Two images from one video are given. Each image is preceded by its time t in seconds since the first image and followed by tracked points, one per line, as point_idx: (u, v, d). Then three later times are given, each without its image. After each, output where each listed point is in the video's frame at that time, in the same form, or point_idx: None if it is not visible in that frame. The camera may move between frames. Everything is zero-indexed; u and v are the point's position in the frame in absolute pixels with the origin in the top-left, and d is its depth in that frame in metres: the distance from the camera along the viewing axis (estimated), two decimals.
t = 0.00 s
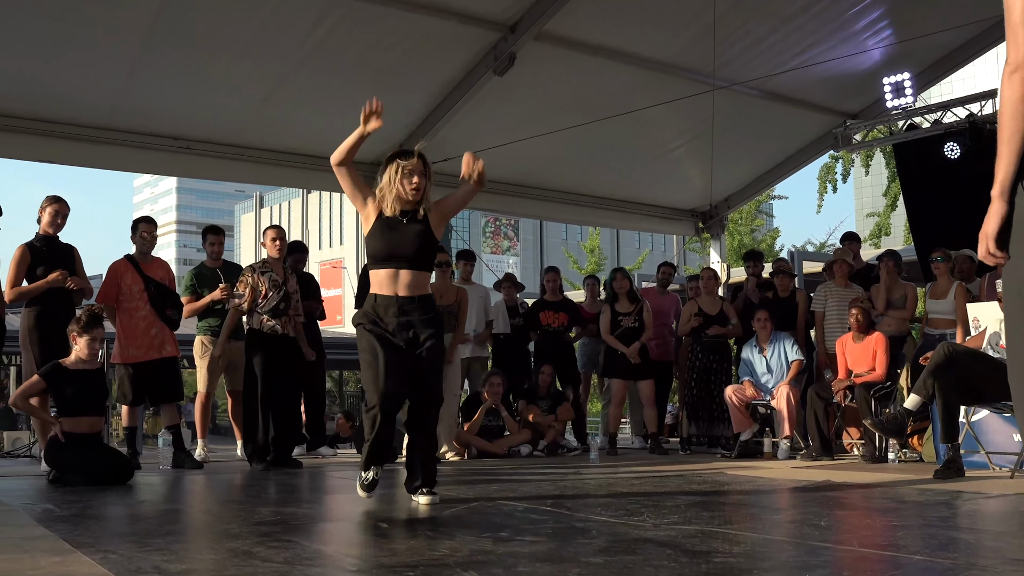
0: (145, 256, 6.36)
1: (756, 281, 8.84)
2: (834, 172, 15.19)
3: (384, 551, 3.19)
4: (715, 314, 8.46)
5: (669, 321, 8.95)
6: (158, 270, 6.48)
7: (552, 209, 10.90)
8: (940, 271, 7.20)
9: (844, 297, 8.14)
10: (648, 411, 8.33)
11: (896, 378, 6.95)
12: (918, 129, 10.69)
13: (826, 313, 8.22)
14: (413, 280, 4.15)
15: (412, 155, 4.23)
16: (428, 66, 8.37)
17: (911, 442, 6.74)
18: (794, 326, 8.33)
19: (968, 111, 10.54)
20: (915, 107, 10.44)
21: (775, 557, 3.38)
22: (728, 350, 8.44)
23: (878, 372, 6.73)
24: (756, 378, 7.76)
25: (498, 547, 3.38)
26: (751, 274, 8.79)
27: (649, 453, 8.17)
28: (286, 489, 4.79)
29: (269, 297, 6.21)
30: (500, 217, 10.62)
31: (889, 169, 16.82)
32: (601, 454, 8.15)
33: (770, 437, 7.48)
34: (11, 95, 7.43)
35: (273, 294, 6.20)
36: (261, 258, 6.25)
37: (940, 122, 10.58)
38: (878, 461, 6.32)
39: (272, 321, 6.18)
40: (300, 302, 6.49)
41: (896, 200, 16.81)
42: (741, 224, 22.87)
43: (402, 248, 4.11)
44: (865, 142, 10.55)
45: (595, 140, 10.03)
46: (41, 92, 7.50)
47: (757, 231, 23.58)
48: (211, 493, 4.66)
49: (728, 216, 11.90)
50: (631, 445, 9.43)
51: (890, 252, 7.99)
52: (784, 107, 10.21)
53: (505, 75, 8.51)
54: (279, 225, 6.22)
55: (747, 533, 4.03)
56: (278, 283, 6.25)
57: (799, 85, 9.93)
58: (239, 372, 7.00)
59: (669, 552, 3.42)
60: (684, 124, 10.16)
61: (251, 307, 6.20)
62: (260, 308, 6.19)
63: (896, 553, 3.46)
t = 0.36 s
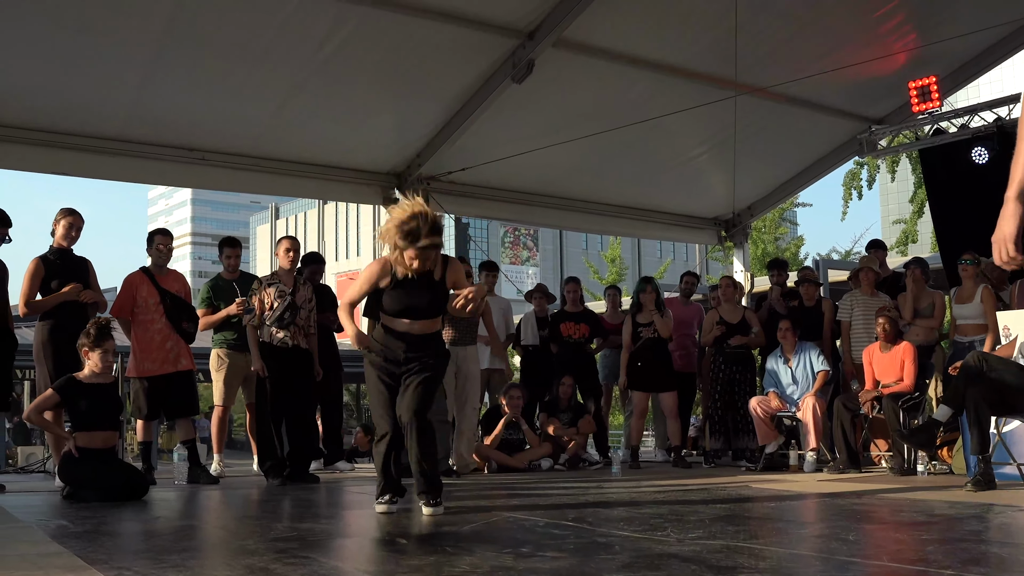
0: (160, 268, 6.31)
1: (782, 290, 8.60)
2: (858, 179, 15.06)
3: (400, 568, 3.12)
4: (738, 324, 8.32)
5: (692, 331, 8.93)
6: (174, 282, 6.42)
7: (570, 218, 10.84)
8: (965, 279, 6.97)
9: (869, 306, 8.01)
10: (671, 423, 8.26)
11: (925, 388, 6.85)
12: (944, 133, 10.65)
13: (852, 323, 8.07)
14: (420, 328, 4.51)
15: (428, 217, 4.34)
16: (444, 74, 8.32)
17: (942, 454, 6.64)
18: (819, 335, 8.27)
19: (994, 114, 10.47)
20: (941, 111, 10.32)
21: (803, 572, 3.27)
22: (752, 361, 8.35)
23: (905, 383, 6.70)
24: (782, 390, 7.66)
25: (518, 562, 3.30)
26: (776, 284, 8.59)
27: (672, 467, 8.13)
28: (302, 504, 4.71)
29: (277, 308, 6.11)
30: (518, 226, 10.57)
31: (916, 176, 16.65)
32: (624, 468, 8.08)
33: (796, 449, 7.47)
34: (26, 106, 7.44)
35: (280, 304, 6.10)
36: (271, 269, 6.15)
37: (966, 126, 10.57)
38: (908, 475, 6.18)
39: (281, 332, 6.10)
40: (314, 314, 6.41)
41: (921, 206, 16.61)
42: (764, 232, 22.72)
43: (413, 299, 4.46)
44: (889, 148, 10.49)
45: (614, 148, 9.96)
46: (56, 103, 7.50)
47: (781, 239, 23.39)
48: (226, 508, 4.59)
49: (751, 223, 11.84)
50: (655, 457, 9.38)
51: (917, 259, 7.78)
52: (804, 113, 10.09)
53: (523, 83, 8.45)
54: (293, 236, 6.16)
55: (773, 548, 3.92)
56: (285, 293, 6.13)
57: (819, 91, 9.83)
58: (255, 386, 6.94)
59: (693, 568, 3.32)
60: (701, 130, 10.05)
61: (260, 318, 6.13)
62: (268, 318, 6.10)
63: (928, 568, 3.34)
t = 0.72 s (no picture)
0: (178, 273, 6.28)
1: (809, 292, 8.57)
2: (887, 178, 14.89)
3: None
4: (765, 328, 8.20)
5: (719, 335, 9.05)
6: (193, 289, 6.37)
7: (592, 220, 10.77)
8: (1005, 274, 6.91)
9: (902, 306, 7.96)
10: (698, 428, 8.07)
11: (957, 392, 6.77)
12: (975, 131, 10.31)
13: (884, 322, 8.05)
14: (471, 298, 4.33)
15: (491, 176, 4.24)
16: (461, 76, 8.25)
17: (976, 458, 6.55)
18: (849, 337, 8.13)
19: None
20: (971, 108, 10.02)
21: None
22: (779, 364, 8.22)
23: (937, 385, 6.66)
24: (811, 394, 7.60)
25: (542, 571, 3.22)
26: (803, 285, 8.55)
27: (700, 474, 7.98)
28: (323, 514, 4.62)
29: (296, 313, 6.06)
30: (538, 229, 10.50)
31: (946, 174, 16.42)
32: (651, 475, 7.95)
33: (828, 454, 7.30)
34: (41, 114, 7.44)
35: (299, 309, 6.07)
36: (288, 273, 6.10)
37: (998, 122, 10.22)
38: (941, 480, 6.15)
39: (299, 338, 6.05)
40: (332, 318, 6.40)
41: (952, 205, 16.37)
42: (791, 233, 22.55)
43: (465, 266, 4.25)
44: (919, 144, 10.36)
45: (635, 149, 9.88)
46: (72, 111, 7.51)
47: (808, 240, 23.16)
48: (247, 517, 4.52)
49: (778, 225, 11.79)
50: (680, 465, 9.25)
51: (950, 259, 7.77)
52: (827, 110, 9.97)
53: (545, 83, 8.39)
54: (310, 241, 6.12)
55: (805, 556, 3.81)
56: (303, 298, 6.09)
57: (842, 89, 9.71)
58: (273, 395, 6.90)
59: None
60: (721, 131, 9.95)
61: (275, 324, 6.08)
62: (286, 323, 6.06)
63: None
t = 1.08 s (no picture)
0: (198, 287, 6.27)
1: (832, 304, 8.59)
2: (910, 188, 14.80)
3: None
4: (786, 340, 8.19)
5: (743, 348, 9.03)
6: (213, 302, 6.38)
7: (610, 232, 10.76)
8: None
9: (927, 318, 7.87)
10: (721, 443, 8.01)
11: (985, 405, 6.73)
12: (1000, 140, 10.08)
13: (908, 333, 7.96)
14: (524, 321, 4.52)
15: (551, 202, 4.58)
16: (477, 87, 8.23)
17: (1003, 472, 6.51)
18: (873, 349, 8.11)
19: None
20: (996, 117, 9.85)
21: None
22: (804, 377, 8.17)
23: (963, 399, 6.62)
24: (834, 408, 7.52)
25: None
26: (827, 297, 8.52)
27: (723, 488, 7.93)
28: (343, 529, 4.59)
29: (319, 327, 6.08)
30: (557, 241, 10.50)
31: (971, 185, 16.29)
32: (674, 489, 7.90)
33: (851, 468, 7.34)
34: (60, 126, 7.48)
35: (322, 323, 6.09)
36: (311, 286, 6.17)
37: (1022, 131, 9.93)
38: (967, 494, 6.11)
39: (324, 351, 6.04)
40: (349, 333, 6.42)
41: (977, 215, 16.23)
42: (813, 245, 22.46)
43: (516, 295, 4.49)
44: (943, 156, 10.26)
45: (653, 160, 9.86)
46: (91, 124, 7.55)
47: (830, 251, 23.02)
48: (265, 532, 4.49)
49: (800, 235, 11.75)
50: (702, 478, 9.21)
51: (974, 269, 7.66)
52: (846, 121, 9.91)
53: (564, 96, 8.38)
54: (331, 255, 6.30)
55: (829, 572, 3.75)
56: (326, 312, 6.12)
57: (861, 99, 9.66)
58: (293, 408, 6.89)
59: None
60: (738, 141, 9.90)
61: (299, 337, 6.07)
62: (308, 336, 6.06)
63: None
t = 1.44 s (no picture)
0: (215, 297, 6.28)
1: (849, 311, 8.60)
2: (927, 195, 14.74)
3: None
4: (803, 348, 8.16)
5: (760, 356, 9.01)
6: (229, 312, 6.39)
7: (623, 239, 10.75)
8: None
9: (943, 325, 7.84)
10: (737, 451, 8.01)
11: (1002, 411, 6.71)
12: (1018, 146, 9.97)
13: (925, 340, 7.89)
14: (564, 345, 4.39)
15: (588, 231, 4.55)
16: (489, 95, 8.22)
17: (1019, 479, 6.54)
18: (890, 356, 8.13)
19: None
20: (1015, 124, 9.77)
21: None
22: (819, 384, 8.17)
23: (981, 406, 6.59)
24: (851, 415, 7.49)
25: None
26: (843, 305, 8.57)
27: (740, 496, 7.94)
28: (359, 537, 4.60)
29: (335, 334, 6.13)
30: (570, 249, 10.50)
31: (989, 192, 16.20)
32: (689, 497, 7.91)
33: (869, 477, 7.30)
34: (73, 136, 7.53)
35: (338, 331, 6.13)
36: (326, 295, 6.20)
37: None
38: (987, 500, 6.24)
39: (341, 359, 6.12)
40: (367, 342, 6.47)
41: (995, 222, 16.13)
42: (830, 252, 22.44)
43: (559, 315, 4.36)
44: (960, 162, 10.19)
45: (666, 168, 9.84)
46: (104, 134, 7.59)
47: (847, 258, 22.94)
48: (282, 541, 4.50)
49: (817, 242, 11.73)
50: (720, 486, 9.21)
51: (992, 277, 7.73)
52: (859, 128, 9.87)
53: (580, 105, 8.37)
54: (345, 263, 6.13)
55: None
56: (343, 319, 6.16)
57: (875, 106, 9.62)
58: (309, 417, 6.90)
59: None
60: (751, 148, 9.86)
61: (316, 345, 6.12)
62: (325, 345, 6.12)
63: None
